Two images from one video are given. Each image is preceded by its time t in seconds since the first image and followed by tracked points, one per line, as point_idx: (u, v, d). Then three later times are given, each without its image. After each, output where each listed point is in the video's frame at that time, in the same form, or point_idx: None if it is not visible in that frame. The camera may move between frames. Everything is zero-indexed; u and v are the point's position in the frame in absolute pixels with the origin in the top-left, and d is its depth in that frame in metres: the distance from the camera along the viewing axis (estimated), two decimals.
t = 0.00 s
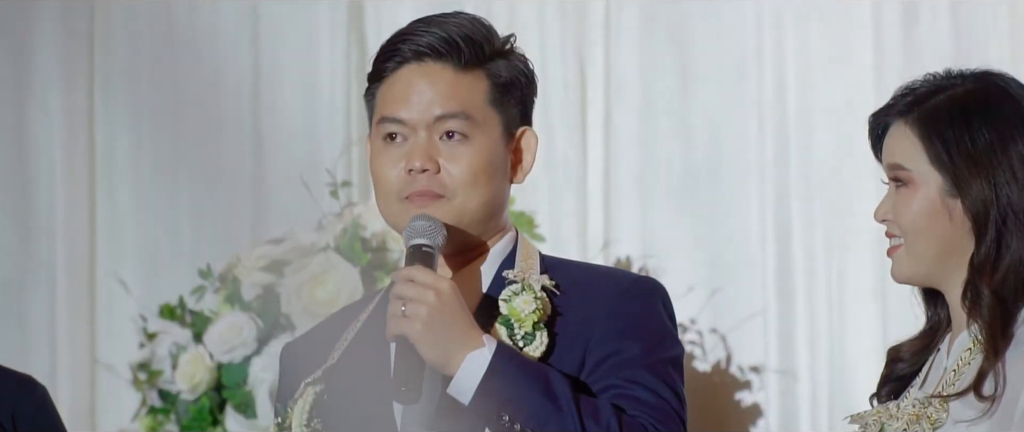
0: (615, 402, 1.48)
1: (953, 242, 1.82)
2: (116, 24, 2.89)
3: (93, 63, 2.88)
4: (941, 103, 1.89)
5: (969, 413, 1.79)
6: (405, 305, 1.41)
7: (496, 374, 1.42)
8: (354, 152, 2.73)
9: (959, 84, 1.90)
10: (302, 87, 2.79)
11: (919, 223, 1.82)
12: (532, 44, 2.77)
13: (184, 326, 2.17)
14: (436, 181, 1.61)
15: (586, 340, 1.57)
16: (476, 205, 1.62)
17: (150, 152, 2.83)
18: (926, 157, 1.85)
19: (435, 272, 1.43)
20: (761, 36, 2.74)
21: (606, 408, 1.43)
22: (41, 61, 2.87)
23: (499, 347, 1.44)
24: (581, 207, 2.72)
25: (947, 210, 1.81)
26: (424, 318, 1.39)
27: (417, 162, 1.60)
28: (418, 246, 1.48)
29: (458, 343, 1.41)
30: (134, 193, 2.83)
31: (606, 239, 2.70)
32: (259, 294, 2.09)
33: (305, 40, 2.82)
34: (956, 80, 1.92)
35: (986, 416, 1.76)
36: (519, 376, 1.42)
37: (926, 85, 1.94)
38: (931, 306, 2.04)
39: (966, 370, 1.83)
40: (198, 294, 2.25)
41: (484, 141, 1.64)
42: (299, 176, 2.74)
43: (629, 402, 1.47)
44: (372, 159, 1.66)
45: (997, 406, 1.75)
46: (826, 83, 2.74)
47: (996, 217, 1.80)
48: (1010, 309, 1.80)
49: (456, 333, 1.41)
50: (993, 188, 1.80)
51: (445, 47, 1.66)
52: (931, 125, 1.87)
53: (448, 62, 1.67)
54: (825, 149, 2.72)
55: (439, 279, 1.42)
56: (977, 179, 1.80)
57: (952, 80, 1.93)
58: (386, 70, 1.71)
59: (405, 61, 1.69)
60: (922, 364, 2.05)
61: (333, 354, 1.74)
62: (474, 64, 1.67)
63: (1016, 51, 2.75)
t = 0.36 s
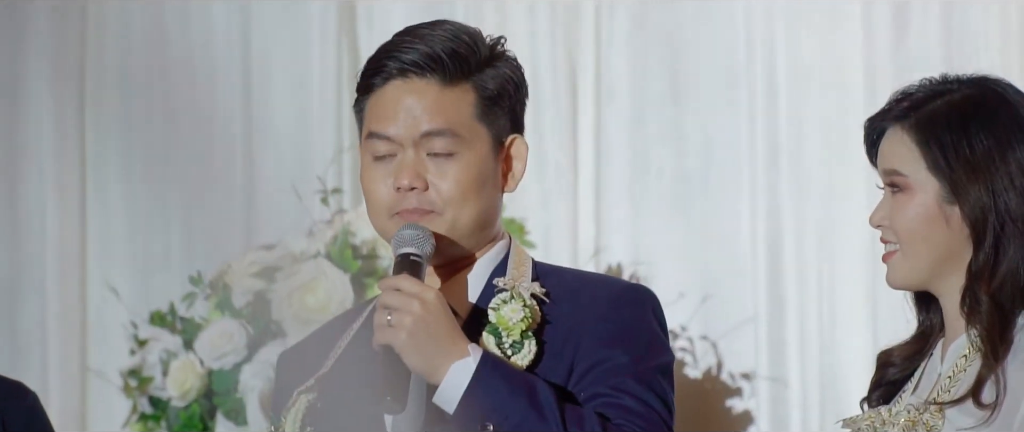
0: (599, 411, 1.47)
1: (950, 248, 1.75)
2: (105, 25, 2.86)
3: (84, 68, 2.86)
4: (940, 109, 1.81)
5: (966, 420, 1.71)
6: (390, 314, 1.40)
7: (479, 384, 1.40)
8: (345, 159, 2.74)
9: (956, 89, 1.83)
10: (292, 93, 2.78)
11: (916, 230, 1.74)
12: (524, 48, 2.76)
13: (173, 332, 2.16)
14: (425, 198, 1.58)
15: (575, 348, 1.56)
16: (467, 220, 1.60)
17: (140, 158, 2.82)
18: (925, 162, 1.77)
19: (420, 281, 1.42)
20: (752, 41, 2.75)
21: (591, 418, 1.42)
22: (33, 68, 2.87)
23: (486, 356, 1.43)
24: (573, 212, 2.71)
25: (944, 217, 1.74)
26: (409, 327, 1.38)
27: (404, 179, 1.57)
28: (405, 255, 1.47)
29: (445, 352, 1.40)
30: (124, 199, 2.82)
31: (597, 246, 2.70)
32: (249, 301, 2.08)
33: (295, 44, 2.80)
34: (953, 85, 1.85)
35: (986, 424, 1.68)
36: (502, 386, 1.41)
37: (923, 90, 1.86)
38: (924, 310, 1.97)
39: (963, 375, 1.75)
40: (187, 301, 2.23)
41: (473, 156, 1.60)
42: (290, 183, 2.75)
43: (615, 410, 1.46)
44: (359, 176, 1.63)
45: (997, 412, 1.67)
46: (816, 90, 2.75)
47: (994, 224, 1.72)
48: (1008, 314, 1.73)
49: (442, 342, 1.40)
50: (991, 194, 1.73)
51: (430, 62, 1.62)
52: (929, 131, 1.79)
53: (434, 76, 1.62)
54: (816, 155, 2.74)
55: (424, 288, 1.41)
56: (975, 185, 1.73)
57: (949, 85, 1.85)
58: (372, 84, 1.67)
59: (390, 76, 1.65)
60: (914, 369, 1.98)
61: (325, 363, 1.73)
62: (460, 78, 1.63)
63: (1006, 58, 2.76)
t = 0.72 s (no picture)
0: (590, 419, 1.46)
1: (931, 256, 1.69)
2: (98, 32, 2.87)
3: (76, 76, 2.87)
4: (922, 118, 1.75)
5: None
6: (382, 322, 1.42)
7: (470, 392, 1.42)
8: (337, 167, 2.75)
9: (938, 98, 1.77)
10: (284, 101, 2.79)
11: (898, 238, 1.69)
12: (516, 55, 2.76)
13: (165, 340, 2.12)
14: (416, 209, 1.57)
15: (564, 356, 1.57)
16: (458, 230, 1.60)
17: (133, 164, 2.82)
18: (908, 171, 1.72)
19: (412, 291, 1.44)
20: (743, 50, 2.76)
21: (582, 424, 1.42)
22: (26, 75, 2.88)
23: (477, 364, 1.44)
24: (564, 219, 2.71)
25: (925, 225, 1.68)
26: (400, 336, 1.40)
27: (395, 190, 1.57)
28: (396, 263, 1.48)
29: (435, 361, 1.42)
30: (116, 208, 2.82)
31: (588, 253, 2.71)
32: (242, 308, 2.08)
33: (288, 51, 2.81)
34: (937, 94, 1.79)
35: None
36: (493, 395, 1.42)
37: (906, 99, 1.80)
38: (907, 318, 1.92)
39: (944, 385, 1.69)
40: (178, 309, 2.17)
41: (463, 166, 1.60)
42: (280, 192, 2.75)
43: (606, 419, 1.45)
44: (349, 186, 1.63)
45: (979, 423, 1.61)
46: (807, 98, 2.76)
47: (971, 235, 1.67)
48: (990, 327, 1.67)
49: (432, 351, 1.41)
50: (970, 205, 1.67)
51: (418, 74, 1.62)
52: (911, 141, 1.73)
53: (423, 88, 1.62)
54: (807, 163, 2.75)
55: (416, 298, 1.42)
56: (955, 195, 1.67)
57: (933, 94, 1.79)
58: (361, 96, 1.66)
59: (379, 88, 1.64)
60: (897, 378, 1.93)
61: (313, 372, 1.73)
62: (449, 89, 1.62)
63: (995, 68, 2.78)
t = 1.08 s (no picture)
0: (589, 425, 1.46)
1: (924, 265, 1.67)
2: (93, 37, 2.88)
3: (71, 81, 2.87)
4: (910, 128, 1.72)
5: None
6: (381, 328, 1.38)
7: (469, 398, 1.40)
8: (331, 173, 2.75)
9: (924, 106, 1.74)
10: (278, 107, 2.79)
11: (891, 248, 1.66)
12: (511, 61, 2.77)
13: (158, 346, 2.10)
14: (411, 220, 1.56)
15: (561, 363, 1.57)
16: (452, 241, 1.59)
17: (129, 168, 2.82)
18: (898, 182, 1.69)
19: (410, 295, 1.40)
20: (737, 55, 2.76)
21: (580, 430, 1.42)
22: (20, 77, 2.87)
23: (476, 370, 1.42)
24: (559, 225, 2.72)
25: (919, 233, 1.66)
26: (401, 340, 1.36)
27: (391, 202, 1.55)
28: (394, 268, 1.47)
29: (436, 366, 1.39)
30: (111, 213, 2.82)
31: (583, 258, 2.73)
32: (237, 313, 2.09)
33: (282, 56, 2.81)
34: (921, 102, 1.76)
35: None
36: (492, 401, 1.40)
37: (890, 108, 1.78)
38: (893, 327, 1.91)
39: (933, 392, 1.66)
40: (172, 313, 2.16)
41: (458, 178, 1.58)
42: (274, 197, 2.76)
43: (604, 424, 1.45)
44: (343, 196, 1.61)
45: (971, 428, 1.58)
46: (802, 104, 2.76)
47: (967, 243, 1.65)
48: (984, 332, 1.65)
49: (433, 355, 1.38)
50: (965, 211, 1.65)
51: (414, 84, 1.60)
52: (900, 152, 1.70)
53: (418, 99, 1.60)
54: (801, 168, 2.75)
55: (415, 302, 1.39)
56: (950, 202, 1.65)
57: (918, 102, 1.76)
58: (354, 105, 1.64)
59: (373, 98, 1.62)
60: (885, 387, 1.91)
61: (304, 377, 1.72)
62: (443, 100, 1.60)
63: (991, 71, 2.78)
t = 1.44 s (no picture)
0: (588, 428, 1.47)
1: (907, 267, 1.68)
2: (88, 38, 2.88)
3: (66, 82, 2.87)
4: (894, 126, 1.73)
5: None
6: (385, 330, 1.38)
7: (474, 401, 1.41)
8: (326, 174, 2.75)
9: (907, 107, 1.75)
10: (274, 108, 2.80)
11: (876, 248, 1.67)
12: (505, 62, 2.77)
13: (155, 347, 2.13)
14: (411, 195, 1.56)
15: (558, 365, 1.57)
16: (450, 221, 1.58)
17: (124, 168, 2.83)
18: (880, 181, 1.70)
19: (413, 297, 1.41)
20: (730, 57, 2.78)
21: None
22: (17, 76, 2.87)
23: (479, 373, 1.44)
24: (553, 227, 2.73)
25: (902, 233, 1.67)
26: (406, 344, 1.36)
27: (392, 175, 1.55)
28: (393, 270, 1.45)
29: (439, 368, 1.40)
30: (108, 215, 2.82)
31: (578, 259, 2.73)
32: (231, 315, 2.10)
33: (278, 58, 2.81)
34: (904, 103, 1.77)
35: None
36: (494, 401, 1.41)
37: (874, 109, 1.78)
38: (880, 327, 1.90)
39: (921, 392, 1.68)
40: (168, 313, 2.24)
41: (456, 157, 1.60)
42: (270, 199, 2.77)
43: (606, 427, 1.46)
44: (341, 176, 1.60)
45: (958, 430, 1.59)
46: (795, 105, 2.77)
47: (952, 241, 1.66)
48: (969, 334, 1.65)
49: (437, 359, 1.39)
50: (949, 212, 1.66)
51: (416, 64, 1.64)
52: (884, 149, 1.71)
53: (419, 79, 1.64)
54: (796, 169, 2.76)
55: (418, 305, 1.39)
56: (932, 204, 1.66)
57: (901, 103, 1.77)
58: (352, 87, 1.66)
59: (373, 78, 1.65)
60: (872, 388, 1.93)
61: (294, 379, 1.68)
62: (443, 82, 1.64)
63: (984, 72, 2.79)
